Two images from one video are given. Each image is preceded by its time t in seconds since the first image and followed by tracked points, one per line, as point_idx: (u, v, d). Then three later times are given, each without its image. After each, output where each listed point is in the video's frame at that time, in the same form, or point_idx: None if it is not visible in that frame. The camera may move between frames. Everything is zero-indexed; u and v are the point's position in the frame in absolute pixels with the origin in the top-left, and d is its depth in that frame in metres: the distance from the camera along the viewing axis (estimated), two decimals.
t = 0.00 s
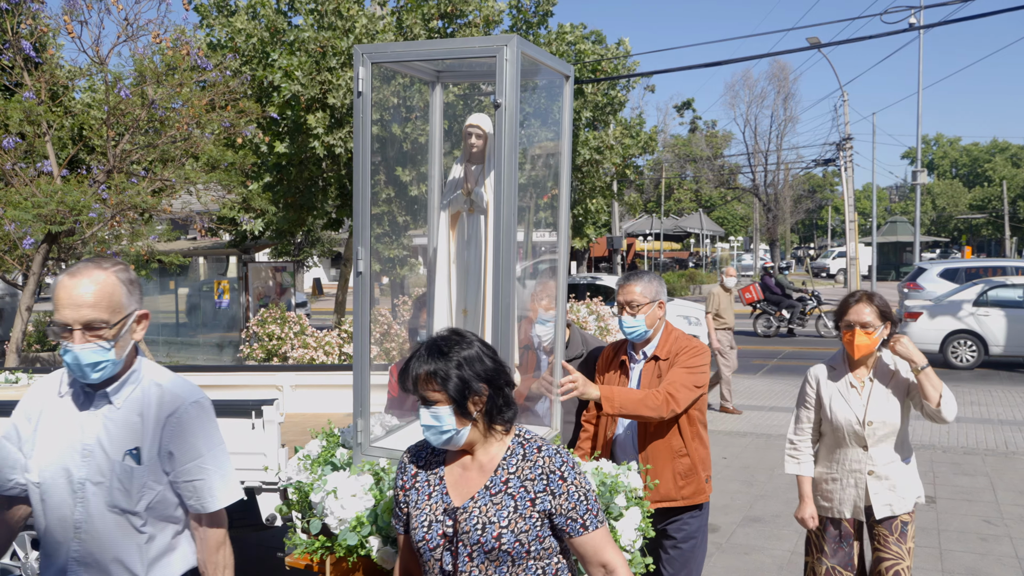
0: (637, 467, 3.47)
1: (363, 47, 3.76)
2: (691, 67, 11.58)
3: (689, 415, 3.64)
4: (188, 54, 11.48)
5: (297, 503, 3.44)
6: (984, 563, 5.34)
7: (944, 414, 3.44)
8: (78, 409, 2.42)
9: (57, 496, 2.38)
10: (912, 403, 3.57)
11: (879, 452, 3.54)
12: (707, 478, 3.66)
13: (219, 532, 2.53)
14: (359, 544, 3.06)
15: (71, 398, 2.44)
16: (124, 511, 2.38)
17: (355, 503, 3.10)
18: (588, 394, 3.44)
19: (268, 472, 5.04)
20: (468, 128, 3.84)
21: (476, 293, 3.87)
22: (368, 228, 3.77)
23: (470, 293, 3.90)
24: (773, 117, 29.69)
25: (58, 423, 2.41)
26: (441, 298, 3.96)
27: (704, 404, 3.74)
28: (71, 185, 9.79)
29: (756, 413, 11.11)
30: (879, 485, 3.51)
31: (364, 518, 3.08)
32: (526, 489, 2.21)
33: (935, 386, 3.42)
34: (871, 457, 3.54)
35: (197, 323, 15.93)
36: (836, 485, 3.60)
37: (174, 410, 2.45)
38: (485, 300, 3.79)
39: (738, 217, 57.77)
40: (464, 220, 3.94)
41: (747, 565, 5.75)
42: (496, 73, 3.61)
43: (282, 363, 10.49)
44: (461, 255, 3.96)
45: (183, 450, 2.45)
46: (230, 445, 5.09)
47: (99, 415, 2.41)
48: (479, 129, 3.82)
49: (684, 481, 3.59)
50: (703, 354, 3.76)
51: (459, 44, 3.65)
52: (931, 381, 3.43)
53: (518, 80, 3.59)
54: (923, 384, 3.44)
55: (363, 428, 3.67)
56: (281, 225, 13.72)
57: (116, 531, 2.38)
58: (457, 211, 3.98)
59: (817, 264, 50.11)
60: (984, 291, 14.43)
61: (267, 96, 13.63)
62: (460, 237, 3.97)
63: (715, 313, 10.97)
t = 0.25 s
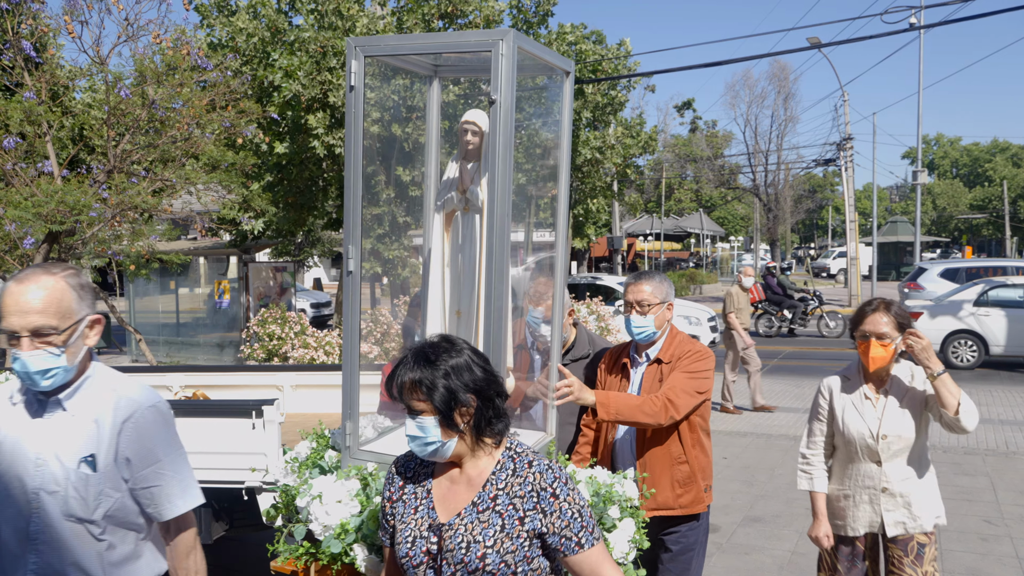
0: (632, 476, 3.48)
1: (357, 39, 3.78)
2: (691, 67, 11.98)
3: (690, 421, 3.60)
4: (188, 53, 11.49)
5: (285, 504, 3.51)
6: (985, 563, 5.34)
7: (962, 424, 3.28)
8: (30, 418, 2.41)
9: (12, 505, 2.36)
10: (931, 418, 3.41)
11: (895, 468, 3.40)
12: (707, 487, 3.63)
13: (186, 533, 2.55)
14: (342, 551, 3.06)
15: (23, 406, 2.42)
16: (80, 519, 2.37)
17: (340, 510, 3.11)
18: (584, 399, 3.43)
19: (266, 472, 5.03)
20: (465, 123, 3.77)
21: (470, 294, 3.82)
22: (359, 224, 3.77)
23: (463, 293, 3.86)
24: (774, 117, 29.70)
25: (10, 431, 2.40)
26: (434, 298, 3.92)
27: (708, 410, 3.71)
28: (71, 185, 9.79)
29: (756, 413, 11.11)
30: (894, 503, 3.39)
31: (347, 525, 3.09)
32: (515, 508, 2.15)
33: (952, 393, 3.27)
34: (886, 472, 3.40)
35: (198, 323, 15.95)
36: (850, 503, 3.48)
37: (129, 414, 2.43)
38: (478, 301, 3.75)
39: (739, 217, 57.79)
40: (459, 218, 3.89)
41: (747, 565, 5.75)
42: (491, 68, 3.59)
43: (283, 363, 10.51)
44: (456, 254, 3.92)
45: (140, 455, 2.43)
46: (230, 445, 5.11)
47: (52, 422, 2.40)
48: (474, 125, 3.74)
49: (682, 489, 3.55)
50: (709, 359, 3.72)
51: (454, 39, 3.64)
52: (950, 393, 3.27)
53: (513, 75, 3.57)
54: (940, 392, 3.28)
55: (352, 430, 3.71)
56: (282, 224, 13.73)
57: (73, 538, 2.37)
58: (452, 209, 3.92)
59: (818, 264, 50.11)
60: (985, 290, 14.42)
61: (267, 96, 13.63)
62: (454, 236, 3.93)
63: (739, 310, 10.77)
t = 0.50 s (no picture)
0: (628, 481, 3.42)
1: (344, 34, 3.70)
2: (692, 68, 12.31)
3: (694, 422, 3.60)
4: (189, 54, 11.50)
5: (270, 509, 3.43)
6: (985, 563, 5.34)
7: (985, 421, 3.13)
8: None
9: None
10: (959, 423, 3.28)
11: (920, 476, 3.28)
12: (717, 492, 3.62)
13: (163, 534, 2.57)
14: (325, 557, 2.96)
15: None
16: (52, 522, 2.41)
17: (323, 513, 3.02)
18: (577, 401, 3.50)
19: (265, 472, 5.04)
20: (456, 120, 3.73)
21: (460, 295, 3.78)
22: (347, 224, 3.70)
23: (454, 294, 3.80)
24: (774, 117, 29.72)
25: None
26: (425, 298, 3.88)
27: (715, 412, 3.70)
28: (71, 185, 9.78)
29: (756, 413, 11.11)
30: (919, 513, 3.26)
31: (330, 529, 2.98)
32: (507, 523, 2.14)
33: (973, 389, 3.13)
34: (908, 481, 3.29)
35: (199, 323, 15.96)
36: (870, 513, 3.40)
37: (99, 416, 2.46)
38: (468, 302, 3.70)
39: (739, 217, 57.83)
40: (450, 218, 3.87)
41: (748, 565, 5.75)
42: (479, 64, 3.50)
43: (283, 363, 10.52)
44: (446, 255, 3.88)
45: (112, 457, 2.45)
46: (230, 445, 5.11)
47: (20, 425, 2.45)
48: (465, 121, 3.71)
49: (690, 492, 3.54)
50: (711, 358, 3.72)
51: (443, 32, 3.55)
52: (972, 392, 3.13)
53: (502, 71, 3.48)
54: (960, 388, 3.15)
55: (340, 432, 3.59)
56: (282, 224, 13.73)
57: (47, 539, 2.43)
58: (444, 208, 3.91)
59: (818, 264, 50.10)
60: (986, 290, 14.42)
61: (268, 96, 13.65)
62: (445, 236, 3.91)
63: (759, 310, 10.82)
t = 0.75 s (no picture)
0: (620, 482, 3.41)
1: (323, 33, 3.64)
2: (692, 67, 12.20)
3: (688, 425, 3.59)
4: (190, 54, 11.51)
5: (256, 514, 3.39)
6: (987, 563, 5.34)
7: (986, 428, 3.05)
8: None
9: None
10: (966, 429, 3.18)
11: (925, 484, 3.24)
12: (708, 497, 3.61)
13: (144, 541, 2.47)
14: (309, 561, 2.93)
15: None
16: (28, 532, 2.34)
17: (307, 517, 2.98)
18: (569, 403, 3.46)
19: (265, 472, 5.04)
20: (438, 118, 3.69)
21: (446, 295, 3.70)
22: (329, 226, 3.63)
23: (439, 294, 3.72)
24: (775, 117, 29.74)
25: None
26: (411, 300, 3.80)
27: (709, 415, 3.68)
28: (72, 185, 9.77)
29: (757, 413, 11.11)
30: (924, 522, 3.22)
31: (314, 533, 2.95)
32: (483, 529, 2.08)
33: (973, 394, 3.06)
34: (912, 489, 3.25)
35: (200, 323, 15.97)
36: (873, 520, 3.37)
37: (75, 421, 2.36)
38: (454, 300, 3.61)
39: (740, 217, 57.95)
40: (434, 217, 3.80)
41: (749, 565, 5.75)
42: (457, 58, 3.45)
43: (284, 363, 10.53)
44: (433, 256, 3.81)
45: (89, 463, 2.35)
46: (230, 445, 5.12)
47: None
48: (447, 119, 3.65)
49: (683, 496, 3.53)
50: (706, 360, 3.69)
51: (422, 29, 3.49)
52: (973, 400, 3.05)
53: (481, 64, 3.42)
54: (960, 392, 3.08)
55: (326, 437, 3.53)
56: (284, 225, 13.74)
57: (26, 550, 2.36)
58: (428, 208, 3.84)
59: (819, 264, 50.11)
60: (987, 291, 14.41)
61: (269, 96, 13.67)
62: (430, 234, 3.83)
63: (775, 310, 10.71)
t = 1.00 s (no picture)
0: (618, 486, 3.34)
1: (309, 34, 3.59)
2: (702, 66, 12.15)
3: (684, 426, 3.54)
4: (201, 55, 11.56)
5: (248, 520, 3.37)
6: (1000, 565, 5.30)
7: (990, 446, 2.89)
8: None
9: None
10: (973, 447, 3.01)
11: (929, 504, 3.08)
12: (705, 500, 3.55)
13: (133, 551, 2.42)
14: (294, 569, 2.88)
15: None
16: (16, 540, 2.32)
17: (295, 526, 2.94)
18: (566, 405, 3.46)
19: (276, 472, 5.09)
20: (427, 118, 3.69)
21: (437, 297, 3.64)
22: (318, 230, 3.56)
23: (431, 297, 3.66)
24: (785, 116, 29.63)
25: None
26: (404, 304, 3.76)
27: (705, 415, 3.62)
28: (84, 186, 9.83)
29: (767, 414, 11.07)
30: (928, 544, 3.07)
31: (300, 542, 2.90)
32: (465, 538, 2.06)
33: (975, 409, 2.91)
34: (915, 510, 3.10)
35: (212, 323, 16.05)
36: (877, 542, 3.21)
37: (63, 429, 2.31)
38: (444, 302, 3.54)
39: (750, 217, 57.84)
40: (426, 218, 3.75)
41: (759, 567, 5.73)
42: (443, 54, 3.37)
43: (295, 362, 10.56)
44: (424, 258, 3.75)
45: (78, 472, 2.31)
46: (241, 444, 5.16)
47: None
48: (435, 118, 3.66)
49: (676, 499, 3.48)
50: (700, 360, 3.65)
51: (410, 28, 3.40)
52: (976, 416, 2.90)
53: (467, 60, 3.32)
54: (961, 406, 2.94)
55: (317, 442, 3.47)
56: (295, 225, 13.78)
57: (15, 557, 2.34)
58: (420, 209, 3.80)
59: (830, 264, 49.91)
60: (999, 291, 14.32)
61: (279, 97, 13.73)
62: (421, 236, 3.77)
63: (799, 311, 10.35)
